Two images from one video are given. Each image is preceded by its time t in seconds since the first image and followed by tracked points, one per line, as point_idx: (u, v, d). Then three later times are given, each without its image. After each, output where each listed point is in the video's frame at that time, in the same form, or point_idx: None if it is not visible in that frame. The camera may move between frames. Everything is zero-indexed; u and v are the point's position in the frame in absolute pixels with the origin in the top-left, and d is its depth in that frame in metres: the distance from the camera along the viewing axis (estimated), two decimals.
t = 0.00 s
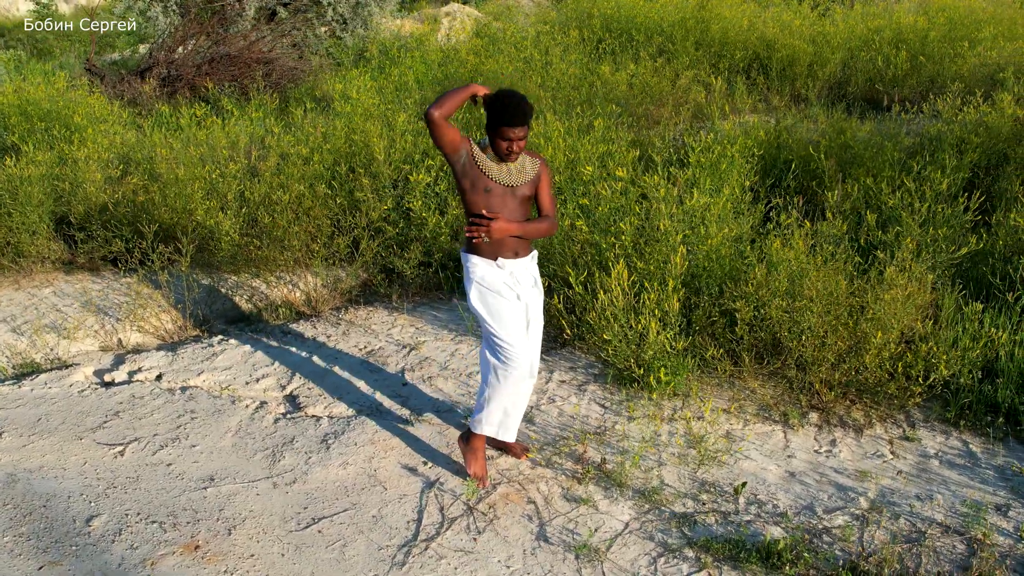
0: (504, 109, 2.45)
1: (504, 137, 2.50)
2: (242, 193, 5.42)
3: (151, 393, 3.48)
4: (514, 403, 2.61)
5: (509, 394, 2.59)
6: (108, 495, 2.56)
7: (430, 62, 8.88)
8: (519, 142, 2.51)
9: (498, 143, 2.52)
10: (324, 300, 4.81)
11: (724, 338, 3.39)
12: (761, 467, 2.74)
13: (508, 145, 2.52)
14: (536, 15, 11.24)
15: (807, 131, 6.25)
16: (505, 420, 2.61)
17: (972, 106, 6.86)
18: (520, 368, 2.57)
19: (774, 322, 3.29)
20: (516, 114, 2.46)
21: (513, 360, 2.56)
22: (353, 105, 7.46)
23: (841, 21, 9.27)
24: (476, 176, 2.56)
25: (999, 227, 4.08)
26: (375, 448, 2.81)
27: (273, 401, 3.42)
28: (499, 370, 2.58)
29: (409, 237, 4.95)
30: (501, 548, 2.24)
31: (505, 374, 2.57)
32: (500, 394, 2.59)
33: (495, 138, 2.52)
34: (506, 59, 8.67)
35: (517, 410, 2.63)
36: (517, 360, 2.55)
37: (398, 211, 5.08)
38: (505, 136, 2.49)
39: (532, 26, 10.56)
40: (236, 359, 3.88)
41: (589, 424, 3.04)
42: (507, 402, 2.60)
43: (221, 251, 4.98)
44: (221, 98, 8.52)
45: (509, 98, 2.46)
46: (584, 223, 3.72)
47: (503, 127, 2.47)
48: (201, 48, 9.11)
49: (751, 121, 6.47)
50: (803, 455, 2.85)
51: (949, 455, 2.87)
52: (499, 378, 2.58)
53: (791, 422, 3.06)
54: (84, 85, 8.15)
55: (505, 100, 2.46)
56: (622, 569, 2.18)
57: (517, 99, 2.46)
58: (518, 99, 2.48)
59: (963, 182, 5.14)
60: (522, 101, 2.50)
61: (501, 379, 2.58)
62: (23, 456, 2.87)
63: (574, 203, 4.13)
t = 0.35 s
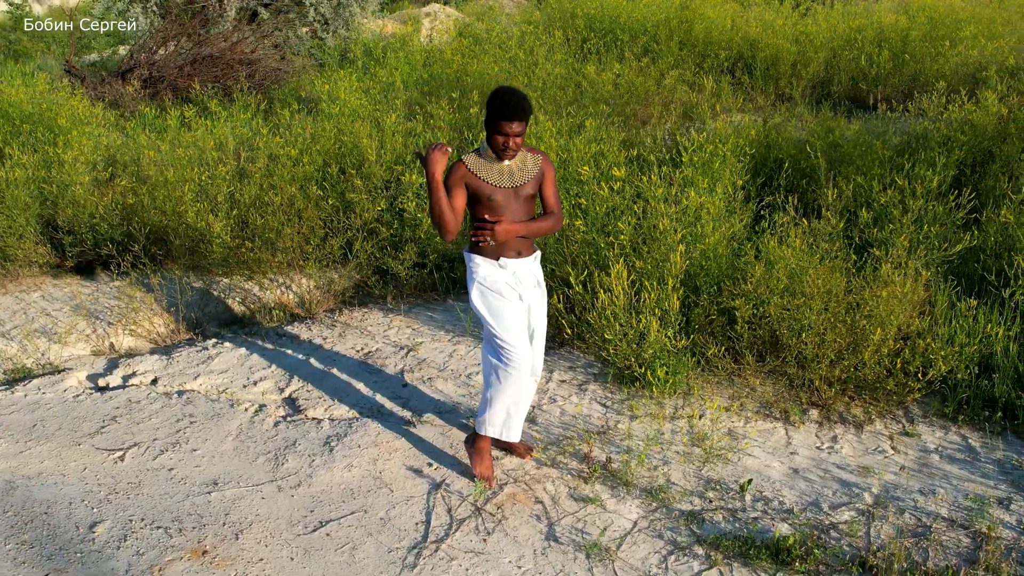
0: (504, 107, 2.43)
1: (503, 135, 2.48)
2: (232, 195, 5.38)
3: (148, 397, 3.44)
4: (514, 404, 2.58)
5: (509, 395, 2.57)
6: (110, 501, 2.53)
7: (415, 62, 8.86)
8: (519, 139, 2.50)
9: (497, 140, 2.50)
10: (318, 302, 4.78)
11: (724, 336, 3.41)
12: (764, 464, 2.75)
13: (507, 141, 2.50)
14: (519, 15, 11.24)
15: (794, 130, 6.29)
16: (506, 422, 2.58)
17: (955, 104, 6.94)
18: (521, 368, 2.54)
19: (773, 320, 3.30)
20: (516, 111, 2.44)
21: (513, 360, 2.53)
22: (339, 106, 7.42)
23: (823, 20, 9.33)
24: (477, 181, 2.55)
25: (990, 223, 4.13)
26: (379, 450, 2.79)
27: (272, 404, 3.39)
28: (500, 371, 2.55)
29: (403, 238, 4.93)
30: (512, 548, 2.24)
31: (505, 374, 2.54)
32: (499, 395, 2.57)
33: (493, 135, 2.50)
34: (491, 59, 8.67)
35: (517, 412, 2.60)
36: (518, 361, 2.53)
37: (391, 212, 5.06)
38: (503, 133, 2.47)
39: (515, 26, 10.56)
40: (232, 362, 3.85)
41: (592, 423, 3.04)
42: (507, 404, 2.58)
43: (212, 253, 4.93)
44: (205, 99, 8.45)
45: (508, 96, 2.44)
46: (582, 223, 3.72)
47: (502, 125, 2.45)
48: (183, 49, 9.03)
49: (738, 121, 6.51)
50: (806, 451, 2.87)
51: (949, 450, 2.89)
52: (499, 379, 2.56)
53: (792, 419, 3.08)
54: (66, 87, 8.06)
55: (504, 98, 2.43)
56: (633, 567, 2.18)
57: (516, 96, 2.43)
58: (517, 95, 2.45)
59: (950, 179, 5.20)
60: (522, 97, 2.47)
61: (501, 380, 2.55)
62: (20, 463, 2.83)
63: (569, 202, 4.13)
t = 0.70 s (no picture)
0: (506, 106, 2.42)
1: (507, 133, 2.47)
2: (223, 197, 5.34)
3: (145, 402, 3.41)
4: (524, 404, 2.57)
5: (521, 395, 2.55)
6: (114, 507, 2.51)
7: (400, 63, 8.84)
8: (522, 137, 2.49)
9: (501, 140, 2.49)
10: (313, 304, 4.75)
11: (723, 335, 3.42)
12: (769, 460, 2.77)
13: (512, 139, 2.49)
14: (503, 15, 11.23)
15: (782, 129, 6.33)
16: (517, 421, 2.57)
17: (939, 102, 7.01)
18: (533, 367, 2.53)
19: (773, 318, 3.32)
20: (520, 108, 2.44)
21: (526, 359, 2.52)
22: (326, 107, 7.39)
23: (806, 19, 9.39)
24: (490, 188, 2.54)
25: (980, 220, 4.17)
26: (384, 452, 2.78)
27: (272, 407, 3.37)
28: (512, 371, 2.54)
29: (396, 239, 4.91)
30: (523, 548, 2.23)
31: (517, 374, 2.53)
32: (510, 395, 2.55)
33: (497, 135, 2.49)
34: (477, 58, 8.65)
35: (527, 412, 2.59)
36: (530, 360, 2.52)
37: (384, 213, 5.04)
38: (508, 131, 2.46)
39: (499, 26, 10.55)
40: (229, 365, 3.82)
41: (595, 422, 3.04)
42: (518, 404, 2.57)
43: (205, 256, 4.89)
44: (189, 101, 8.38)
45: (508, 95, 2.43)
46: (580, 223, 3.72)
47: (506, 122, 2.45)
48: (165, 51, 8.95)
49: (726, 120, 6.54)
50: (809, 448, 2.88)
51: (949, 445, 2.92)
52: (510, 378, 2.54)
53: (794, 417, 3.09)
54: (47, 89, 7.96)
55: (505, 97, 2.43)
56: (645, 566, 2.18)
57: (517, 94, 2.44)
58: (517, 93, 2.45)
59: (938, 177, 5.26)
60: (521, 95, 2.47)
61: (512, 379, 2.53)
62: (19, 470, 2.80)
63: (565, 203, 4.13)
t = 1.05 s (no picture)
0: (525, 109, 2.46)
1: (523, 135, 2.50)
2: (215, 200, 5.30)
3: (144, 406, 3.37)
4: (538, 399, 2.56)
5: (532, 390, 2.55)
6: (119, 513, 2.48)
7: (386, 64, 8.82)
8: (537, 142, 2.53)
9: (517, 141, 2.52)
10: (308, 306, 4.73)
11: (724, 334, 3.43)
12: (774, 457, 2.78)
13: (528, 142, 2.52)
14: (487, 15, 11.22)
15: (771, 127, 6.37)
16: (529, 416, 2.57)
17: (923, 100, 7.08)
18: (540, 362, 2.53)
19: (774, 316, 3.34)
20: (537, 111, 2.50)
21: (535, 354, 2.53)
22: (313, 108, 7.35)
23: (788, 19, 9.45)
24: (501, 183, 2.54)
25: (971, 217, 4.22)
26: (390, 454, 2.77)
27: (273, 411, 3.34)
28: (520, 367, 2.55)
29: (391, 240, 4.89)
30: (536, 549, 2.23)
31: (526, 371, 2.53)
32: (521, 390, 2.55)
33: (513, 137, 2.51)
34: (463, 59, 8.64)
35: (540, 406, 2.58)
36: (539, 355, 2.52)
37: (378, 214, 5.02)
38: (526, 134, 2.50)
39: (483, 25, 10.53)
40: (227, 368, 3.79)
41: (600, 422, 3.05)
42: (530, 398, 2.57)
43: (198, 259, 4.85)
44: (173, 102, 8.30)
45: (525, 99, 2.53)
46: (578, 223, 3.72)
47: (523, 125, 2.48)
48: (147, 52, 8.86)
49: (714, 118, 6.57)
50: (813, 444, 2.90)
51: (951, 439, 2.95)
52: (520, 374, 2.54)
53: (796, 414, 3.11)
54: (28, 91, 7.85)
55: (523, 100, 2.53)
56: (659, 564, 2.19)
57: (535, 98, 2.52)
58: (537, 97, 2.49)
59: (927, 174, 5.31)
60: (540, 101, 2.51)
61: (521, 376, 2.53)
62: (19, 477, 2.76)
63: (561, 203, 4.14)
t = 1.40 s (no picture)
0: (529, 111, 2.45)
1: (529, 138, 2.49)
2: (208, 202, 5.26)
3: (144, 410, 3.34)
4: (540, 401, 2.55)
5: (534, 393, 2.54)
6: (126, 519, 2.45)
7: (371, 64, 8.78)
8: (544, 145, 2.51)
9: (522, 144, 2.51)
10: (304, 308, 4.70)
11: (726, 332, 3.44)
12: (780, 454, 2.79)
13: (534, 146, 2.51)
14: (470, 15, 11.20)
15: (760, 126, 6.40)
16: (532, 419, 2.55)
17: (907, 99, 7.16)
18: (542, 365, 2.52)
19: (775, 314, 3.35)
20: (544, 115, 2.46)
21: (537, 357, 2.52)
22: (300, 109, 7.31)
23: (771, 18, 9.52)
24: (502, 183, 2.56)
25: (963, 213, 4.26)
26: (397, 456, 2.76)
27: (275, 414, 3.32)
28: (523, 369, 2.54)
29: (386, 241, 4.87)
30: (550, 549, 2.23)
31: (527, 374, 2.53)
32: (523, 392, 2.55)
33: (519, 140, 2.51)
34: (449, 59, 8.62)
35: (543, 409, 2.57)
36: (541, 357, 2.51)
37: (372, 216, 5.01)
38: (530, 138, 2.48)
39: (467, 25, 10.52)
40: (225, 371, 3.76)
41: (605, 420, 3.05)
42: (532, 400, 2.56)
43: (192, 261, 4.81)
44: (156, 103, 8.21)
45: (535, 101, 2.47)
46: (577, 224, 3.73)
47: (528, 128, 2.47)
48: (130, 53, 8.76)
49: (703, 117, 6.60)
50: (817, 441, 2.92)
51: (953, 434, 2.97)
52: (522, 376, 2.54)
53: (800, 410, 3.13)
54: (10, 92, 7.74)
55: (534, 103, 2.47)
56: (673, 562, 2.19)
57: (545, 101, 2.47)
58: (544, 99, 2.48)
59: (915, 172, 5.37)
60: (549, 103, 2.50)
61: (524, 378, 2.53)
62: (20, 484, 2.72)
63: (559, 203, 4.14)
